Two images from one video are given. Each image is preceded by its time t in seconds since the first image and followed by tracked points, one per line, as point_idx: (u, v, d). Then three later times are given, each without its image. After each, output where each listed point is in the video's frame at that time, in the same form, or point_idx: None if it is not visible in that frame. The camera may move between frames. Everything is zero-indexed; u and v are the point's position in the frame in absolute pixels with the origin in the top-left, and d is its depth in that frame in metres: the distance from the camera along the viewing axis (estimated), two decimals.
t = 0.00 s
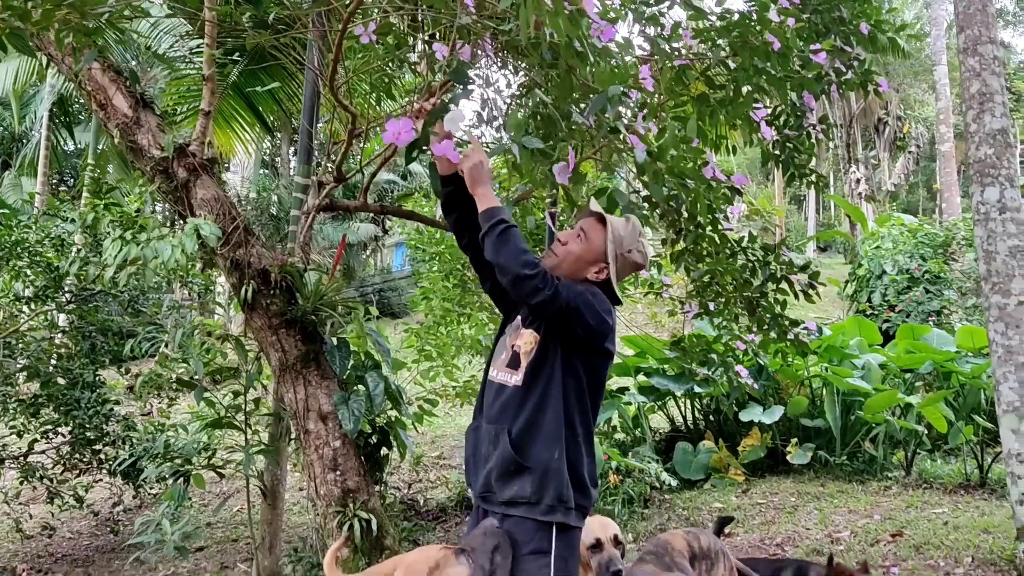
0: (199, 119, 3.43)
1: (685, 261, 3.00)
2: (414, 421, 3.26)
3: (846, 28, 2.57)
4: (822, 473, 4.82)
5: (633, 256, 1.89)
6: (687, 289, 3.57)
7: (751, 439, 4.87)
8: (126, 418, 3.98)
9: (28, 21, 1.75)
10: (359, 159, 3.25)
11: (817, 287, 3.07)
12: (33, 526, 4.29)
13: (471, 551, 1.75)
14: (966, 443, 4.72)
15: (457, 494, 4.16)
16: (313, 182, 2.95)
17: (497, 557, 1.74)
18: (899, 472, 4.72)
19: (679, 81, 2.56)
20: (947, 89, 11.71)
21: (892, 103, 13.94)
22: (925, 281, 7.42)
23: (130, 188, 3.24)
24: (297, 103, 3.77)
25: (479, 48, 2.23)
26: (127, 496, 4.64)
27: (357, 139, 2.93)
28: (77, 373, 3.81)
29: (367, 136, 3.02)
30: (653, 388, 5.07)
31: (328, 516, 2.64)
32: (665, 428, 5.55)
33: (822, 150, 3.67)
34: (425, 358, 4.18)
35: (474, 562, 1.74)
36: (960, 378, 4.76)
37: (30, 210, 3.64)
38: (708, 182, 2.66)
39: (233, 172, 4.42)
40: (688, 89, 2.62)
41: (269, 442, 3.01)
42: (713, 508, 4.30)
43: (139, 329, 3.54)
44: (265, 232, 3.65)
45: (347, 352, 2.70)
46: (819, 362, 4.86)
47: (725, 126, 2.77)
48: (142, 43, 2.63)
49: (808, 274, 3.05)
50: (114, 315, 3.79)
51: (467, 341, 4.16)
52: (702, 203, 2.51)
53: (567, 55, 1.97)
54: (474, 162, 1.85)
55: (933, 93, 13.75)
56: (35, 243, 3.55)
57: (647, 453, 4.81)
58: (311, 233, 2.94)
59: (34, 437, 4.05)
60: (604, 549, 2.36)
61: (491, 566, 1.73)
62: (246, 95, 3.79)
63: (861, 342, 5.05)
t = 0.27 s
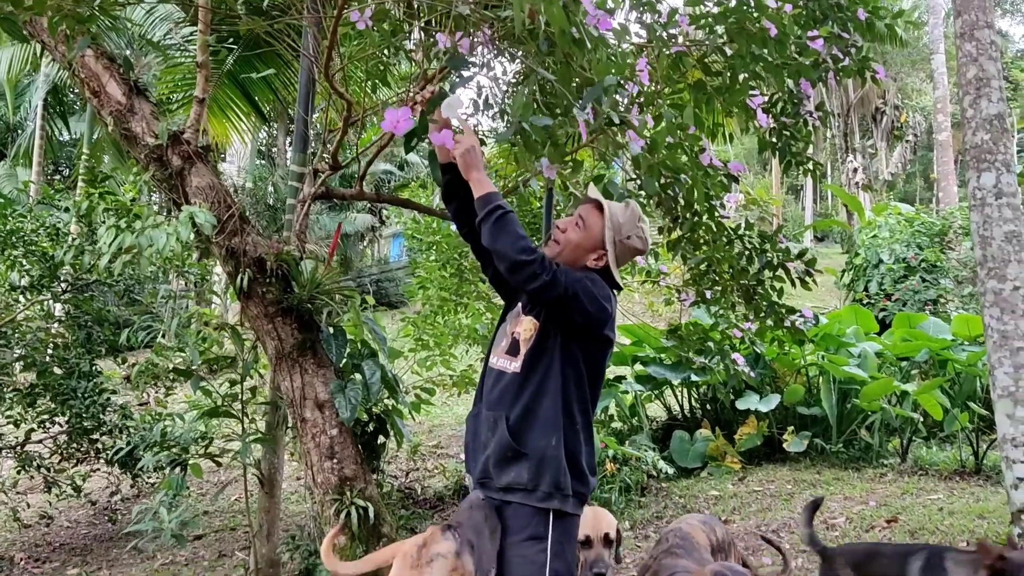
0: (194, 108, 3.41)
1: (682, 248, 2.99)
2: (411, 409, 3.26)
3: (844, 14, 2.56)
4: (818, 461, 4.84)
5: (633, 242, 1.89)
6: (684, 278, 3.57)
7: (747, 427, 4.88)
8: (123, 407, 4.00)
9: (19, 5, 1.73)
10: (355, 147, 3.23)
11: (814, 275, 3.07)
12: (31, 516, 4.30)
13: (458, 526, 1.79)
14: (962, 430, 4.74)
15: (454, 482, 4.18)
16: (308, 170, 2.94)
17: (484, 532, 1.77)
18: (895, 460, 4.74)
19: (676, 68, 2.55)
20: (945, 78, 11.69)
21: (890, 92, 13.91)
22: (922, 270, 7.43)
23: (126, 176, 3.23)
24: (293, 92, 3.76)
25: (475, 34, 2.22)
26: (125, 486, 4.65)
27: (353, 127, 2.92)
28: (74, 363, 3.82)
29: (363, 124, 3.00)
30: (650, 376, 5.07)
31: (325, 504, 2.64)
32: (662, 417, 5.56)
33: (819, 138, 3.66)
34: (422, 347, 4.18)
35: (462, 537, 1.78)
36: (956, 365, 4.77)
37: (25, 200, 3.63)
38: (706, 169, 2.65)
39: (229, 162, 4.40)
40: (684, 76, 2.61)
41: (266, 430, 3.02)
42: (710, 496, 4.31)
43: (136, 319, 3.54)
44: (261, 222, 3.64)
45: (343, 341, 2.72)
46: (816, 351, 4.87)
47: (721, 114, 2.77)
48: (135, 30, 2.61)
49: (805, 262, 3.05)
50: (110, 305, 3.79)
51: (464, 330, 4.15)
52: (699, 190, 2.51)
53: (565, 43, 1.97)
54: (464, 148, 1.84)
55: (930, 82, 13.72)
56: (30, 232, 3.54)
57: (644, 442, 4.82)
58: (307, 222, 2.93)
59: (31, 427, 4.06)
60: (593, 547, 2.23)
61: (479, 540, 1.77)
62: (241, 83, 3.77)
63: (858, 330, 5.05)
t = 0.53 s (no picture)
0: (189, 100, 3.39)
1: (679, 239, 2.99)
2: (409, 401, 3.26)
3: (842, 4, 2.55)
4: (815, 452, 4.85)
5: (630, 233, 1.89)
6: (681, 269, 3.57)
7: (745, 419, 4.89)
8: (120, 400, 4.02)
9: None
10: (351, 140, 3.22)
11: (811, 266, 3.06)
12: (29, 509, 4.31)
13: (442, 517, 1.82)
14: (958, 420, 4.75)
15: (452, 474, 4.18)
16: (304, 162, 2.92)
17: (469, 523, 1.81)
18: (892, 451, 4.76)
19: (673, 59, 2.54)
20: (943, 69, 11.67)
21: (888, 84, 13.89)
22: (919, 262, 7.43)
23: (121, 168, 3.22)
24: (289, 83, 3.74)
25: (472, 25, 2.20)
26: (122, 479, 4.65)
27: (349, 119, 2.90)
28: (70, 356, 3.82)
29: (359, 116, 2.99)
30: (648, 369, 5.07)
31: (322, 496, 2.64)
32: (660, 409, 5.57)
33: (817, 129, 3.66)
34: (420, 340, 4.18)
35: (445, 529, 1.81)
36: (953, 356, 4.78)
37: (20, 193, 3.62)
38: (703, 160, 2.64)
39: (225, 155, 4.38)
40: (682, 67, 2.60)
41: (263, 423, 3.01)
42: (708, 487, 4.32)
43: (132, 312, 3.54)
44: (258, 214, 3.63)
45: (339, 333, 2.72)
46: (813, 342, 4.87)
47: (719, 104, 2.76)
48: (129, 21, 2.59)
49: (802, 253, 3.04)
50: (106, 298, 3.78)
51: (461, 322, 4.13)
52: (696, 181, 2.50)
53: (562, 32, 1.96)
54: (458, 158, 1.86)
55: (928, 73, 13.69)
56: (26, 225, 3.53)
57: (642, 434, 4.83)
58: (303, 214, 2.92)
59: (28, 420, 4.06)
60: None
61: (463, 531, 1.80)
62: (237, 75, 3.75)
63: (855, 321, 5.05)
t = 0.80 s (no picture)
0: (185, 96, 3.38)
1: (675, 235, 2.98)
2: (406, 398, 3.26)
3: None
4: (812, 447, 4.86)
5: (625, 229, 1.89)
6: (678, 265, 3.57)
7: (742, 414, 4.90)
8: (116, 398, 4.03)
9: None
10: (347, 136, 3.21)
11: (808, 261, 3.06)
12: (26, 506, 4.31)
13: (435, 511, 1.82)
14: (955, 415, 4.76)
15: (449, 470, 4.18)
16: (301, 159, 2.91)
17: (460, 515, 1.80)
18: (889, 446, 4.76)
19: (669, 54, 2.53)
20: (940, 64, 11.66)
21: (885, 79, 13.89)
22: (916, 257, 7.44)
23: (117, 165, 3.21)
24: (285, 80, 3.73)
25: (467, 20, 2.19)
26: (120, 476, 4.65)
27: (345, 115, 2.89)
28: (67, 354, 3.82)
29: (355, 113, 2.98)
30: (645, 364, 5.07)
31: (319, 493, 2.64)
32: (657, 404, 5.57)
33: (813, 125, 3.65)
34: (417, 336, 4.17)
35: (438, 522, 1.80)
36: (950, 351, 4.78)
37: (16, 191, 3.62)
38: (700, 155, 2.64)
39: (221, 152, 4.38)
40: (678, 62, 2.59)
41: (260, 420, 3.02)
42: (705, 483, 4.33)
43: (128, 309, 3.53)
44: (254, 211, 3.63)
45: (336, 330, 2.72)
46: (810, 338, 4.87)
47: (715, 100, 2.75)
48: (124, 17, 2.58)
49: (798, 249, 3.04)
50: (103, 295, 3.77)
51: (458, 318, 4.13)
52: (692, 177, 2.50)
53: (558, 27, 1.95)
54: (442, 173, 1.91)
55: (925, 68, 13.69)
56: (22, 223, 3.52)
57: (639, 429, 4.84)
58: (299, 210, 2.91)
59: (25, 417, 4.05)
60: None
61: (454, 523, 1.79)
62: (233, 71, 3.75)
63: (852, 317, 5.06)
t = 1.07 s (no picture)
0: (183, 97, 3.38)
1: (674, 236, 2.98)
2: (404, 399, 3.26)
3: None
4: (811, 448, 4.86)
5: (620, 228, 1.89)
6: (676, 266, 3.57)
7: (741, 415, 4.90)
8: (115, 399, 4.02)
9: None
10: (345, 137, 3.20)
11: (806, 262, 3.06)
12: (24, 508, 4.30)
13: (413, 516, 1.87)
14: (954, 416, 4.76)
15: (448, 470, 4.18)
16: (298, 160, 2.91)
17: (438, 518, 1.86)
18: (887, 446, 4.76)
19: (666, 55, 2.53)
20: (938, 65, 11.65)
21: (883, 79, 13.90)
22: (914, 257, 7.44)
23: (115, 167, 3.21)
24: (282, 81, 3.73)
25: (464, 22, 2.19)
26: (118, 478, 4.64)
27: (343, 117, 2.89)
28: (65, 355, 3.82)
29: (353, 113, 2.98)
30: (644, 365, 5.07)
31: (317, 494, 2.64)
32: (656, 405, 5.57)
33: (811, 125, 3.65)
34: (415, 337, 4.17)
35: (417, 527, 1.85)
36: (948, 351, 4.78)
37: (14, 192, 3.61)
38: (698, 156, 2.63)
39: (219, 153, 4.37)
40: (675, 63, 2.59)
41: (258, 421, 3.01)
42: (704, 483, 4.32)
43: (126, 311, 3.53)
44: (252, 212, 3.63)
45: (334, 331, 2.72)
46: (809, 338, 4.87)
47: (712, 101, 2.74)
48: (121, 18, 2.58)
49: (796, 249, 3.04)
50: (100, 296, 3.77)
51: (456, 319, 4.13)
52: (690, 178, 2.49)
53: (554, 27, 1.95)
54: (432, 178, 1.92)
55: (924, 68, 13.70)
56: (19, 224, 3.51)
57: (638, 430, 4.84)
58: (297, 211, 2.91)
59: (23, 419, 4.05)
60: None
61: (434, 526, 1.85)
62: (230, 72, 3.74)
63: (850, 317, 5.05)
